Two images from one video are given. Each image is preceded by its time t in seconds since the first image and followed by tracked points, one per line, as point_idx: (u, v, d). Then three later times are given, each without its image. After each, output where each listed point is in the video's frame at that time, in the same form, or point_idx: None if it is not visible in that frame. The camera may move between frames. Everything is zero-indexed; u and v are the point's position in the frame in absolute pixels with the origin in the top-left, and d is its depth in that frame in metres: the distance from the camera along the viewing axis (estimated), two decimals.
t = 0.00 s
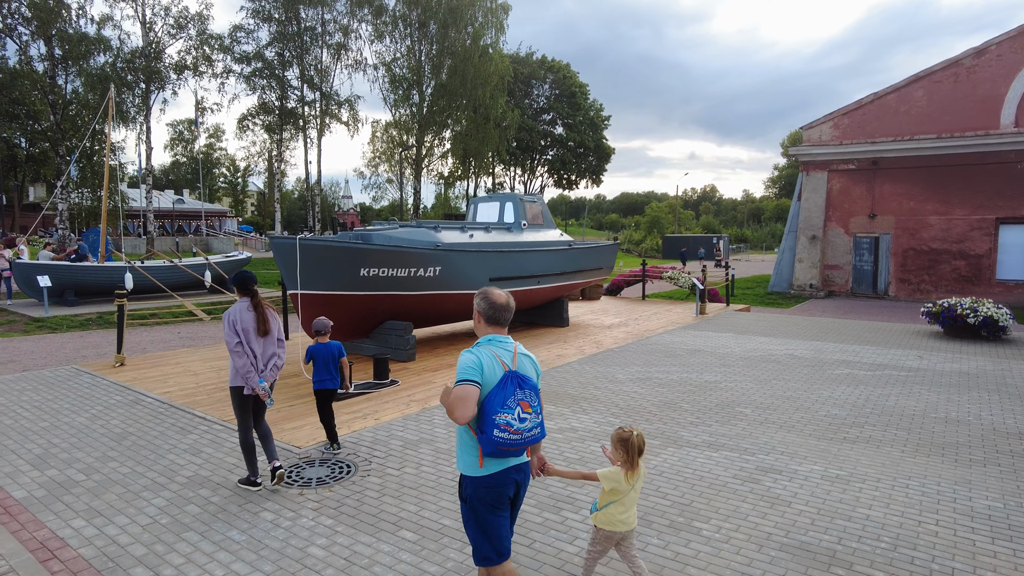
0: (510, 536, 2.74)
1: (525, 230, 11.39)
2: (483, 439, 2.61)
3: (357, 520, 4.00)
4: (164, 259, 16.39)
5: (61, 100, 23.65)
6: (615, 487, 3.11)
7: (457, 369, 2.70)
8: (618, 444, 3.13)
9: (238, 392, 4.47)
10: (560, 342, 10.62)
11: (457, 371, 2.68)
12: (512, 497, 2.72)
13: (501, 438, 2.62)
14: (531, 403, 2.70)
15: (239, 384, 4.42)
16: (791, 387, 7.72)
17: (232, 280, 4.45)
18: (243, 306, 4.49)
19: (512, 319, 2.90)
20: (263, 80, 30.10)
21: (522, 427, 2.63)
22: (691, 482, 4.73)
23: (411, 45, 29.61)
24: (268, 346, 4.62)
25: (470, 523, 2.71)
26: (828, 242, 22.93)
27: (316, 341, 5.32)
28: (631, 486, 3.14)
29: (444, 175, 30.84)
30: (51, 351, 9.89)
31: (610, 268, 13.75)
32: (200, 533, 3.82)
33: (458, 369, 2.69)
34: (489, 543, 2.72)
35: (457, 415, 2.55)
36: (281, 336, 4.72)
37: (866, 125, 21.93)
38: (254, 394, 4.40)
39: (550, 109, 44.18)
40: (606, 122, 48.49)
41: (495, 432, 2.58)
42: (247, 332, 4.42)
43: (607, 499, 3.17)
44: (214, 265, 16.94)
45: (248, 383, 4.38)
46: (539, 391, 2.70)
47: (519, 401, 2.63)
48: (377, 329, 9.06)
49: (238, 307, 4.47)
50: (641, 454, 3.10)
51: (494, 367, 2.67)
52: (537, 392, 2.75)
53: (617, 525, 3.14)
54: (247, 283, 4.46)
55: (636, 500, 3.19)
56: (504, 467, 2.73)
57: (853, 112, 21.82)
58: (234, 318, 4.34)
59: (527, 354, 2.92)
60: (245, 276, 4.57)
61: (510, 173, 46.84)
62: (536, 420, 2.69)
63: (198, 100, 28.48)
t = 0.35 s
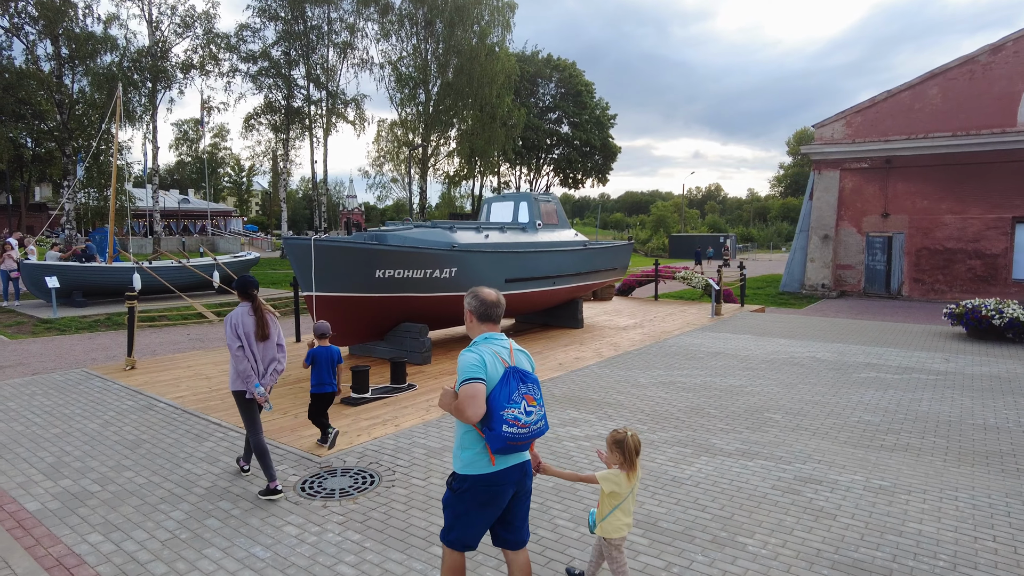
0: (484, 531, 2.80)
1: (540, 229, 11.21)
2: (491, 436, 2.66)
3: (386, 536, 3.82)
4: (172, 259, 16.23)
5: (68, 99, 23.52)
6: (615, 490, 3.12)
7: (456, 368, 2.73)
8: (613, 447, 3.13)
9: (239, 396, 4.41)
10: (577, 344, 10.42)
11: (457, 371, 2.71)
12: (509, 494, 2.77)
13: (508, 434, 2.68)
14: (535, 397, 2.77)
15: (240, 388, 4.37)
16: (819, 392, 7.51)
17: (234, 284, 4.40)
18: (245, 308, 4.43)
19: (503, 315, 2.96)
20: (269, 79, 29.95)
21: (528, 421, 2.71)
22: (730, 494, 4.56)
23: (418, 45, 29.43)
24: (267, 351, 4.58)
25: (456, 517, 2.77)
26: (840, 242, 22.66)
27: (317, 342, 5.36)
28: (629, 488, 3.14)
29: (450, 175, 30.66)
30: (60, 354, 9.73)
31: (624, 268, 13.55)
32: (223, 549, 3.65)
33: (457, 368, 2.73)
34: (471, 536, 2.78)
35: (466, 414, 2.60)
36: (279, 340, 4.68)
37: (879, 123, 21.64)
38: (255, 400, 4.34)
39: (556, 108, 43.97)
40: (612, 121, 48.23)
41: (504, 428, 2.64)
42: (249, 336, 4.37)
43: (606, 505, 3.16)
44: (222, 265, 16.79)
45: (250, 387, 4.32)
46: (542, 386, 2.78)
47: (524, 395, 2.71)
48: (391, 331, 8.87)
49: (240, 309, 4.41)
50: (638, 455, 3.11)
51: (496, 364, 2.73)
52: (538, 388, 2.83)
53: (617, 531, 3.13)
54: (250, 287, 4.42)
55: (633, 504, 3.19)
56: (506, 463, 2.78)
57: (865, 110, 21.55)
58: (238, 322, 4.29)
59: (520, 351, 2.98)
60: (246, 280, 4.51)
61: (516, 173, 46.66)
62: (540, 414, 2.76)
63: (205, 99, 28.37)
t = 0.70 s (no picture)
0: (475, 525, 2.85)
1: (557, 229, 11.04)
2: (472, 433, 2.72)
3: (418, 545, 3.67)
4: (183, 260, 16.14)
5: (78, 99, 23.45)
6: (608, 488, 3.06)
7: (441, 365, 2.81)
8: (600, 446, 3.12)
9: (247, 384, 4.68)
10: (594, 345, 10.25)
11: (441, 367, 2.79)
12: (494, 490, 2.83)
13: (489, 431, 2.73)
14: (518, 396, 2.81)
15: (249, 377, 4.62)
16: (849, 395, 7.32)
17: (244, 277, 4.64)
18: (254, 301, 4.70)
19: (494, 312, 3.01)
20: (278, 79, 29.84)
21: (510, 420, 2.76)
22: (772, 502, 4.39)
23: (426, 44, 29.27)
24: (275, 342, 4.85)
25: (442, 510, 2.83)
26: (854, 242, 22.37)
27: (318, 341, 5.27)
28: (621, 485, 3.08)
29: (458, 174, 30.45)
30: (73, 355, 9.64)
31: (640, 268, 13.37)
32: (250, 559, 3.51)
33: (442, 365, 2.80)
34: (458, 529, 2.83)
35: (446, 413, 2.65)
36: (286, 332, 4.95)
37: (894, 122, 21.35)
38: (264, 387, 4.62)
39: (564, 108, 43.75)
40: (620, 120, 47.94)
41: (484, 427, 2.68)
42: (258, 327, 4.63)
43: (601, 503, 3.10)
44: (233, 266, 16.69)
45: (259, 375, 4.58)
46: (526, 385, 2.83)
47: (507, 394, 2.76)
48: (408, 332, 8.72)
49: (249, 302, 4.67)
50: (626, 451, 3.08)
51: (479, 362, 2.78)
52: (523, 386, 2.87)
53: (614, 527, 3.08)
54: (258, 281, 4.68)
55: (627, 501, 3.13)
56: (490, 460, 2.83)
57: (880, 108, 21.28)
58: (247, 313, 4.55)
59: (511, 348, 3.02)
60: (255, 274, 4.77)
61: (523, 173, 46.43)
62: (523, 412, 2.80)
63: (214, 99, 28.31)
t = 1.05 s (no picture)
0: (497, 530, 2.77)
1: (572, 230, 10.89)
2: (467, 438, 2.64)
3: (450, 564, 3.50)
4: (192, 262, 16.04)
5: (85, 101, 23.41)
6: (586, 497, 2.96)
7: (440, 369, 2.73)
8: (581, 451, 2.97)
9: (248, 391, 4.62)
10: (610, 349, 10.09)
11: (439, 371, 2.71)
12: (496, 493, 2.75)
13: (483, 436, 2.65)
14: (514, 401, 2.71)
15: (250, 384, 4.56)
16: (879, 402, 7.13)
17: (241, 284, 4.58)
18: (256, 308, 4.61)
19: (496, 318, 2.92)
20: (286, 80, 29.76)
21: (505, 425, 2.67)
22: (814, 516, 4.22)
23: (433, 45, 29.12)
24: (275, 347, 4.79)
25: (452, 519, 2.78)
26: (866, 243, 22.13)
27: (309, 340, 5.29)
28: (600, 493, 2.96)
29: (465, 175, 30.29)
30: (84, 358, 9.53)
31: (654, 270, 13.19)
32: None
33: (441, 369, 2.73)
34: (472, 541, 2.75)
35: (438, 416, 2.57)
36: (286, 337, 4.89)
37: (908, 122, 21.10)
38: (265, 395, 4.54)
39: (570, 109, 43.56)
40: (626, 121, 47.71)
41: (479, 433, 2.59)
42: (260, 335, 4.55)
43: (581, 512, 3.00)
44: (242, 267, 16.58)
45: (260, 383, 4.51)
46: (522, 391, 2.72)
47: (501, 399, 2.67)
48: (424, 335, 8.57)
49: (252, 309, 4.58)
50: (604, 461, 2.92)
51: (476, 367, 2.69)
52: (519, 391, 2.77)
53: (596, 537, 3.00)
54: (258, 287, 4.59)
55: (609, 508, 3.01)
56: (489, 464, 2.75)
57: (894, 108, 21.04)
58: (250, 321, 4.47)
59: (511, 353, 2.93)
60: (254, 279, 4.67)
61: (530, 174, 46.26)
62: (519, 417, 2.71)
63: (221, 100, 28.25)
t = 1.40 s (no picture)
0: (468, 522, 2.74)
1: (587, 229, 10.70)
2: (467, 428, 2.59)
3: None
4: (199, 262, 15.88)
5: (90, 99, 23.27)
6: (579, 498, 2.90)
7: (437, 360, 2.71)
8: (572, 451, 2.92)
9: (246, 384, 4.51)
10: (626, 350, 9.89)
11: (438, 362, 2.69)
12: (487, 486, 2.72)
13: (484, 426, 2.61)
14: (513, 393, 2.70)
15: (248, 376, 4.46)
16: (909, 405, 6.92)
17: (233, 276, 4.49)
18: (251, 301, 4.56)
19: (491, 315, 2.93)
20: (291, 79, 29.60)
21: (506, 415, 2.64)
22: (858, 526, 4.03)
23: (438, 44, 28.91)
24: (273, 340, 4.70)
25: (437, 512, 2.71)
26: (878, 242, 21.84)
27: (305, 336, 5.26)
28: (592, 495, 2.90)
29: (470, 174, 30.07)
30: (91, 359, 9.37)
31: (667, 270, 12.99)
32: None
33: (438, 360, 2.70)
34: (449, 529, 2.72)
35: (440, 403, 2.54)
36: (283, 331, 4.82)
37: (920, 120, 20.81)
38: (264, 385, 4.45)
39: (575, 108, 43.34)
40: (631, 120, 47.46)
41: (481, 420, 2.57)
42: (257, 326, 4.48)
43: (572, 514, 2.94)
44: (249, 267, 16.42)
45: (259, 374, 4.43)
46: (521, 381, 2.72)
47: (502, 389, 2.64)
48: (437, 336, 8.39)
49: (247, 302, 4.54)
50: (597, 460, 2.87)
51: (477, 359, 2.69)
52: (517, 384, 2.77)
53: (586, 538, 2.93)
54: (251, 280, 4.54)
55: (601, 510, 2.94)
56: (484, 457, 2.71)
57: (906, 106, 20.74)
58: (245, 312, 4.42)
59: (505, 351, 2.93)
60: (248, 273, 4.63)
61: (534, 173, 46.03)
62: (518, 409, 2.69)
63: (226, 99, 28.09)
